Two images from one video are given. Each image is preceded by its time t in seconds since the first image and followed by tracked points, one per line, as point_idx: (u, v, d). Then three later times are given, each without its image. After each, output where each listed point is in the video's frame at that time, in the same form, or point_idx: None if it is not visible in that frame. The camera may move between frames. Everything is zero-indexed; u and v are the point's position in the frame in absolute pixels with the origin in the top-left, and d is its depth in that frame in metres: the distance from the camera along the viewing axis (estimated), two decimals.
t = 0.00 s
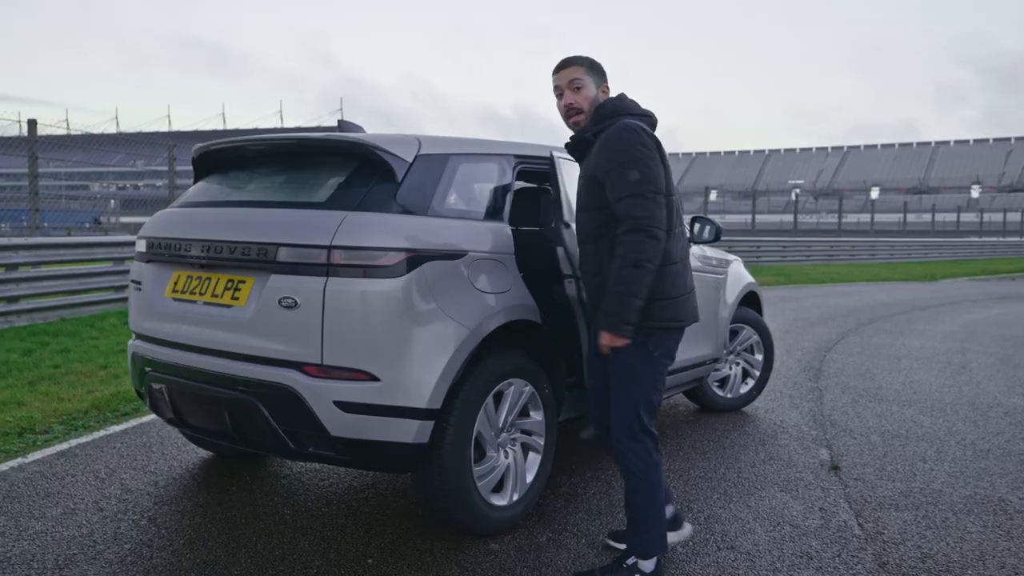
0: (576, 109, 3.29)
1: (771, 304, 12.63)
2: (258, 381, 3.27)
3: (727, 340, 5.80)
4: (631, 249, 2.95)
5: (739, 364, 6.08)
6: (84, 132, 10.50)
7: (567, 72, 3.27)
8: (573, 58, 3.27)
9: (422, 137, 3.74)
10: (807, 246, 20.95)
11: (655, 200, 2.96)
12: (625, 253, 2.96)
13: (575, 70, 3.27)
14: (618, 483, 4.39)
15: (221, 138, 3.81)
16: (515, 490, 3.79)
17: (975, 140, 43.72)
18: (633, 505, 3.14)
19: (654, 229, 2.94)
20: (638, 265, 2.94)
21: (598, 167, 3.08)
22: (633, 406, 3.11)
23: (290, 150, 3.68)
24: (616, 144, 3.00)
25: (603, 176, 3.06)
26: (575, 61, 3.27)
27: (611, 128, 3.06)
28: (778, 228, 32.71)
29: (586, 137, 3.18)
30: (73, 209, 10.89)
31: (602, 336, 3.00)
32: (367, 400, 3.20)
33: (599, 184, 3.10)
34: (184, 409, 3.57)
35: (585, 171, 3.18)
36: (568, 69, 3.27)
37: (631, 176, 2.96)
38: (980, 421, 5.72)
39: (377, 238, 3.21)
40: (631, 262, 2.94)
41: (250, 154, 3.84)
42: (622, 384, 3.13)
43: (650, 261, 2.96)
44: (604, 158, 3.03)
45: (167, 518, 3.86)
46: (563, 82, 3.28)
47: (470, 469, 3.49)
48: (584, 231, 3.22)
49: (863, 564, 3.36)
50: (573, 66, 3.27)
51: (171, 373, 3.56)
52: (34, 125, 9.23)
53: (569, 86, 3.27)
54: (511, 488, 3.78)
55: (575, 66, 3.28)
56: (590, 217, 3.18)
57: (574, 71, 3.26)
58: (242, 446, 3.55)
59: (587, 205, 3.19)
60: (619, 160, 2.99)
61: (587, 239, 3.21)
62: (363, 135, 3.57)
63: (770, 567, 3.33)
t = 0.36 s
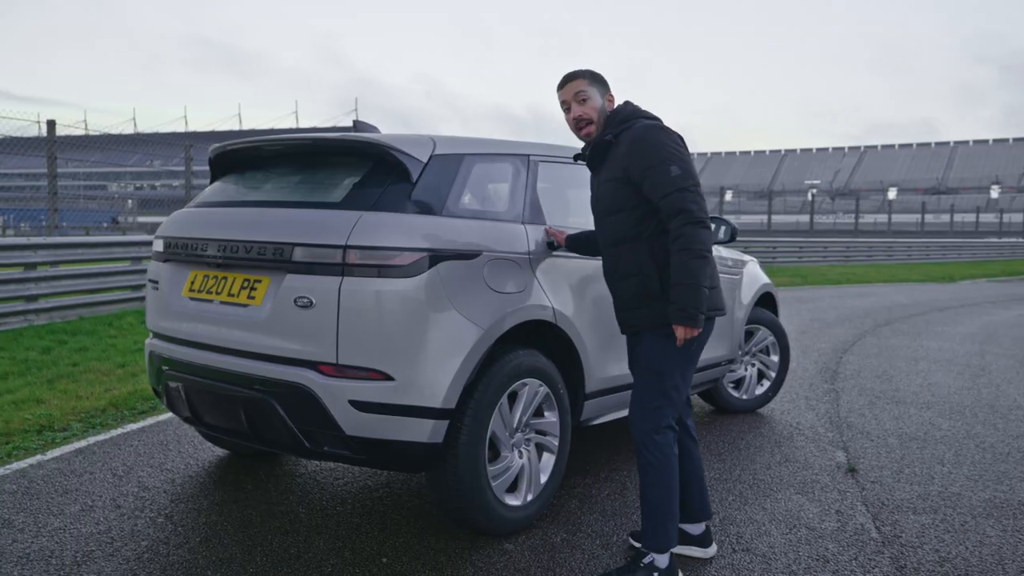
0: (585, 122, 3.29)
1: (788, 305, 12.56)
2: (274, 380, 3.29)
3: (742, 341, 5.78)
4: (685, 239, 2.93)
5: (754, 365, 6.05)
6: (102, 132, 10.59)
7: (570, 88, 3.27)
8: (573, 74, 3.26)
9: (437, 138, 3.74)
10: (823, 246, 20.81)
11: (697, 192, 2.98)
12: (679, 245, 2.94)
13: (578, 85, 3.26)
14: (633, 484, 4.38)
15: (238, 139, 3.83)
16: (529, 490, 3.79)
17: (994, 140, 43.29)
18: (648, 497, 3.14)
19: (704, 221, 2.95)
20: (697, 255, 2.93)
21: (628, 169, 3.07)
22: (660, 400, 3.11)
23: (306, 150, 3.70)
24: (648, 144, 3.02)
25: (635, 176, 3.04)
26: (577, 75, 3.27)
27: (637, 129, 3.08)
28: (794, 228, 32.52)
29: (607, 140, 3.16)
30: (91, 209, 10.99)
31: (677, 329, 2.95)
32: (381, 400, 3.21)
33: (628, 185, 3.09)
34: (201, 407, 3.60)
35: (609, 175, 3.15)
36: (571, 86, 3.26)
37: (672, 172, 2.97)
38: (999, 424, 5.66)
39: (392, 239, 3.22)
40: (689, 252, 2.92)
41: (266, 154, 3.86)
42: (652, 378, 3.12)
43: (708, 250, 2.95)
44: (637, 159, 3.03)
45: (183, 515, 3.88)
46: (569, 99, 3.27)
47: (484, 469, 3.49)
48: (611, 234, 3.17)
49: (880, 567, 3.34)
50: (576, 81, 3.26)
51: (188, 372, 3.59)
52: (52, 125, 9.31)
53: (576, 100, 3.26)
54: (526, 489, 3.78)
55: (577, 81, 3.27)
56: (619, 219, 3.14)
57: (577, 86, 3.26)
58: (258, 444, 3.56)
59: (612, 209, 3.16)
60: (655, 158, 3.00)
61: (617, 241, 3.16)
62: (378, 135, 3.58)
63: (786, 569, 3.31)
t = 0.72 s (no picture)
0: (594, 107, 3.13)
1: (810, 306, 12.45)
2: (294, 379, 3.31)
3: (763, 343, 5.74)
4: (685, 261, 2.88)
5: (776, 367, 6.01)
6: (126, 133, 10.71)
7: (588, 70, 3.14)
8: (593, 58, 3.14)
9: (457, 138, 3.75)
10: (846, 247, 20.61)
11: (703, 215, 2.94)
12: (676, 263, 2.89)
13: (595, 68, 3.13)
14: (652, 485, 4.37)
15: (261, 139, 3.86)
16: (548, 490, 3.79)
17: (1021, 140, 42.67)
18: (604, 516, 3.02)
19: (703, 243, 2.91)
20: (692, 278, 2.87)
21: (642, 175, 2.99)
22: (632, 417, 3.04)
23: (328, 150, 3.72)
24: (664, 154, 2.97)
25: (648, 185, 2.98)
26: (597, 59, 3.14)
27: (659, 138, 3.02)
28: (816, 228, 32.24)
29: (620, 139, 3.08)
30: (116, 209, 11.11)
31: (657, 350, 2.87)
32: (401, 400, 3.22)
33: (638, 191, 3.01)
34: (222, 405, 3.63)
35: (617, 177, 3.07)
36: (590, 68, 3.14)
37: (683, 189, 2.93)
38: None
39: (413, 239, 3.23)
40: (685, 275, 2.87)
41: (288, 155, 3.89)
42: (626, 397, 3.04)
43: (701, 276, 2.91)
44: (651, 166, 2.97)
45: (205, 513, 3.92)
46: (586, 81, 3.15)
47: (503, 469, 3.49)
48: (605, 236, 3.09)
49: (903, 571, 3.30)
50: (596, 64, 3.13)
51: (210, 370, 3.62)
52: (78, 126, 9.44)
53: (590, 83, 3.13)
54: (545, 489, 3.77)
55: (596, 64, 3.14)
56: (618, 223, 3.05)
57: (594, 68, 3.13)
58: (278, 443, 3.59)
59: (613, 211, 3.07)
60: (673, 172, 2.95)
61: (610, 243, 3.08)
62: (399, 135, 3.59)
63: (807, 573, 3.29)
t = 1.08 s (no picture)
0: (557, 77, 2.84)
1: (830, 307, 12.36)
2: (313, 378, 3.32)
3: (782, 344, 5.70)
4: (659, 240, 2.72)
5: (795, 368, 5.97)
6: (147, 133, 10.82)
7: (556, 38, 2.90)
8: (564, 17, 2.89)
9: (475, 138, 3.76)
10: (866, 248, 20.43)
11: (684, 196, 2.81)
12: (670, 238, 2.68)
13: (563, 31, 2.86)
14: (669, 486, 4.35)
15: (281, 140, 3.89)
16: (565, 491, 3.77)
17: None
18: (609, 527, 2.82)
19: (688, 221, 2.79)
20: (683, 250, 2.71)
21: (624, 151, 2.77)
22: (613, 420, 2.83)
23: (346, 150, 3.74)
24: (644, 131, 2.78)
25: (631, 165, 2.77)
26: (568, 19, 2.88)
27: (638, 116, 2.83)
28: (835, 229, 32.00)
29: (592, 112, 2.81)
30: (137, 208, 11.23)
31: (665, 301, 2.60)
32: (419, 399, 3.22)
33: (617, 169, 2.77)
34: (242, 403, 3.65)
35: (592, 151, 2.77)
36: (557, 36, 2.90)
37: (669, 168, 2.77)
38: None
39: (431, 239, 3.24)
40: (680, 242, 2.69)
41: (307, 155, 3.91)
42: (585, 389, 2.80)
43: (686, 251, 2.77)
44: (634, 141, 2.77)
45: (224, 510, 3.94)
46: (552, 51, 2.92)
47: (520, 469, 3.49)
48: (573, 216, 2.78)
49: None
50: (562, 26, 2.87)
51: (229, 369, 3.65)
52: (100, 127, 9.54)
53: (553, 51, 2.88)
54: (562, 489, 3.77)
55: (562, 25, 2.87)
56: (589, 201, 2.77)
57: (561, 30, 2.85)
58: (296, 441, 3.61)
59: (585, 189, 2.77)
60: (659, 150, 2.77)
61: (575, 225, 2.78)
62: (418, 136, 3.60)
63: None
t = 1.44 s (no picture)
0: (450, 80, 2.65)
1: (851, 308, 12.25)
2: (331, 376, 3.34)
3: (802, 346, 5.66)
4: (560, 267, 2.79)
5: (815, 370, 5.93)
6: (169, 134, 10.93)
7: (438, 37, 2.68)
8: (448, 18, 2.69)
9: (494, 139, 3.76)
10: (888, 249, 20.24)
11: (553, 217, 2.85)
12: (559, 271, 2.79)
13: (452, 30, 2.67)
14: (687, 488, 4.33)
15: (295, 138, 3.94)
16: (583, 491, 3.77)
17: None
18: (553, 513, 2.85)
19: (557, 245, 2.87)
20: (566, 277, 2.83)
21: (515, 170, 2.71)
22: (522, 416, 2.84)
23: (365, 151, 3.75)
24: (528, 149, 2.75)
25: (523, 183, 2.71)
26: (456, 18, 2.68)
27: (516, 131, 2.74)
28: (856, 230, 31.74)
29: (484, 128, 2.66)
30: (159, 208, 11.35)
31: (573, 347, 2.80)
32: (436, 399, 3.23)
33: (508, 188, 2.69)
34: (261, 402, 3.68)
35: (492, 165, 2.65)
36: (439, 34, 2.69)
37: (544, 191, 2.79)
38: None
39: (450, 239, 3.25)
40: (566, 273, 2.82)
41: (327, 155, 3.93)
42: (467, 415, 2.75)
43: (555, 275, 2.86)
44: (523, 160, 2.72)
45: (243, 507, 3.97)
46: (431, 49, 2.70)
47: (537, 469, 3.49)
48: (471, 232, 2.62)
49: None
50: (451, 25, 2.67)
51: (248, 367, 3.67)
52: (123, 127, 9.65)
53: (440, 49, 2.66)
54: (580, 489, 3.76)
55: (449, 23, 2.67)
56: (486, 216, 2.65)
57: (454, 30, 2.65)
58: (315, 440, 3.63)
59: (482, 204, 2.64)
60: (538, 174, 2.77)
61: (469, 239, 2.62)
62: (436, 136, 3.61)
63: None
